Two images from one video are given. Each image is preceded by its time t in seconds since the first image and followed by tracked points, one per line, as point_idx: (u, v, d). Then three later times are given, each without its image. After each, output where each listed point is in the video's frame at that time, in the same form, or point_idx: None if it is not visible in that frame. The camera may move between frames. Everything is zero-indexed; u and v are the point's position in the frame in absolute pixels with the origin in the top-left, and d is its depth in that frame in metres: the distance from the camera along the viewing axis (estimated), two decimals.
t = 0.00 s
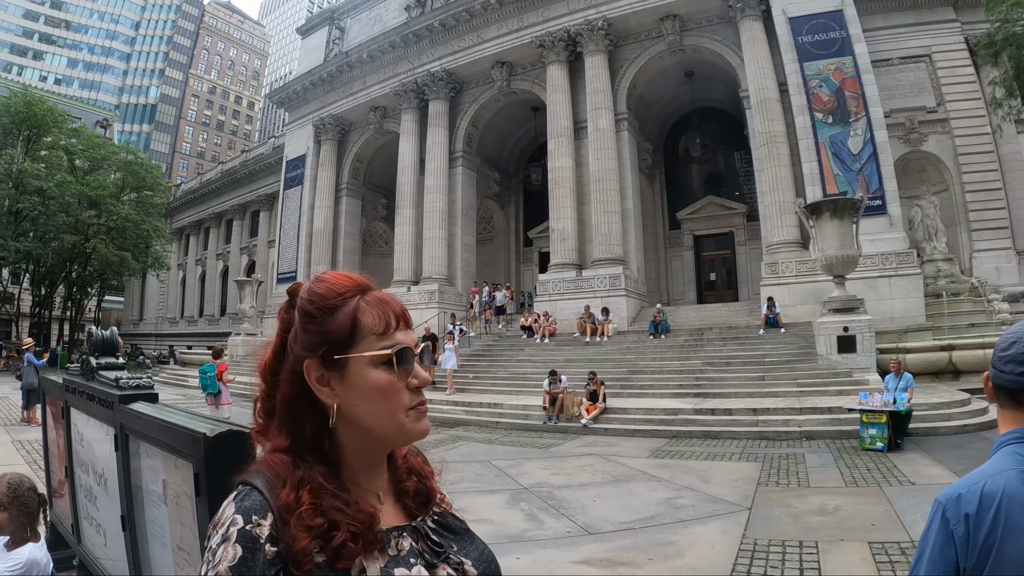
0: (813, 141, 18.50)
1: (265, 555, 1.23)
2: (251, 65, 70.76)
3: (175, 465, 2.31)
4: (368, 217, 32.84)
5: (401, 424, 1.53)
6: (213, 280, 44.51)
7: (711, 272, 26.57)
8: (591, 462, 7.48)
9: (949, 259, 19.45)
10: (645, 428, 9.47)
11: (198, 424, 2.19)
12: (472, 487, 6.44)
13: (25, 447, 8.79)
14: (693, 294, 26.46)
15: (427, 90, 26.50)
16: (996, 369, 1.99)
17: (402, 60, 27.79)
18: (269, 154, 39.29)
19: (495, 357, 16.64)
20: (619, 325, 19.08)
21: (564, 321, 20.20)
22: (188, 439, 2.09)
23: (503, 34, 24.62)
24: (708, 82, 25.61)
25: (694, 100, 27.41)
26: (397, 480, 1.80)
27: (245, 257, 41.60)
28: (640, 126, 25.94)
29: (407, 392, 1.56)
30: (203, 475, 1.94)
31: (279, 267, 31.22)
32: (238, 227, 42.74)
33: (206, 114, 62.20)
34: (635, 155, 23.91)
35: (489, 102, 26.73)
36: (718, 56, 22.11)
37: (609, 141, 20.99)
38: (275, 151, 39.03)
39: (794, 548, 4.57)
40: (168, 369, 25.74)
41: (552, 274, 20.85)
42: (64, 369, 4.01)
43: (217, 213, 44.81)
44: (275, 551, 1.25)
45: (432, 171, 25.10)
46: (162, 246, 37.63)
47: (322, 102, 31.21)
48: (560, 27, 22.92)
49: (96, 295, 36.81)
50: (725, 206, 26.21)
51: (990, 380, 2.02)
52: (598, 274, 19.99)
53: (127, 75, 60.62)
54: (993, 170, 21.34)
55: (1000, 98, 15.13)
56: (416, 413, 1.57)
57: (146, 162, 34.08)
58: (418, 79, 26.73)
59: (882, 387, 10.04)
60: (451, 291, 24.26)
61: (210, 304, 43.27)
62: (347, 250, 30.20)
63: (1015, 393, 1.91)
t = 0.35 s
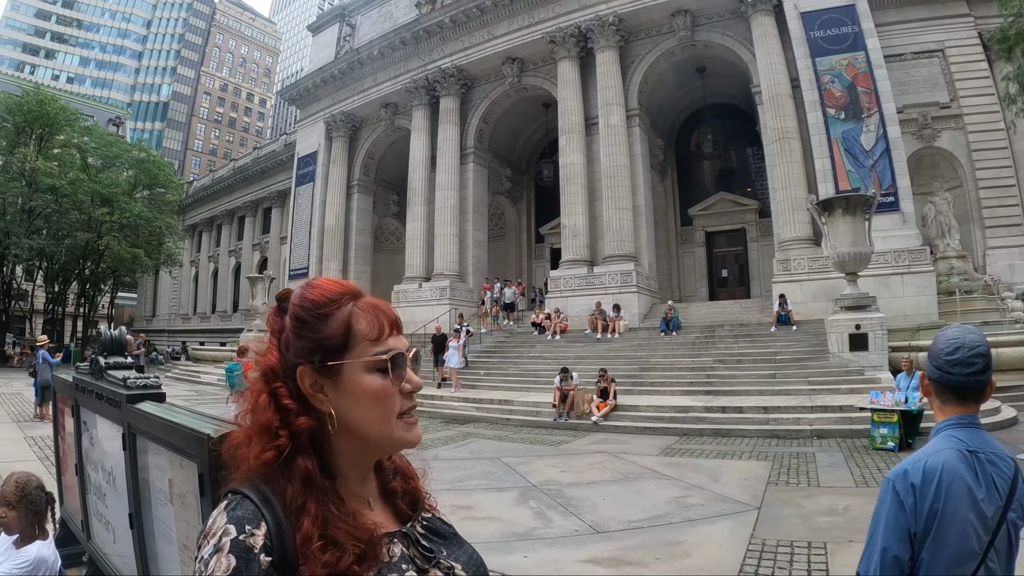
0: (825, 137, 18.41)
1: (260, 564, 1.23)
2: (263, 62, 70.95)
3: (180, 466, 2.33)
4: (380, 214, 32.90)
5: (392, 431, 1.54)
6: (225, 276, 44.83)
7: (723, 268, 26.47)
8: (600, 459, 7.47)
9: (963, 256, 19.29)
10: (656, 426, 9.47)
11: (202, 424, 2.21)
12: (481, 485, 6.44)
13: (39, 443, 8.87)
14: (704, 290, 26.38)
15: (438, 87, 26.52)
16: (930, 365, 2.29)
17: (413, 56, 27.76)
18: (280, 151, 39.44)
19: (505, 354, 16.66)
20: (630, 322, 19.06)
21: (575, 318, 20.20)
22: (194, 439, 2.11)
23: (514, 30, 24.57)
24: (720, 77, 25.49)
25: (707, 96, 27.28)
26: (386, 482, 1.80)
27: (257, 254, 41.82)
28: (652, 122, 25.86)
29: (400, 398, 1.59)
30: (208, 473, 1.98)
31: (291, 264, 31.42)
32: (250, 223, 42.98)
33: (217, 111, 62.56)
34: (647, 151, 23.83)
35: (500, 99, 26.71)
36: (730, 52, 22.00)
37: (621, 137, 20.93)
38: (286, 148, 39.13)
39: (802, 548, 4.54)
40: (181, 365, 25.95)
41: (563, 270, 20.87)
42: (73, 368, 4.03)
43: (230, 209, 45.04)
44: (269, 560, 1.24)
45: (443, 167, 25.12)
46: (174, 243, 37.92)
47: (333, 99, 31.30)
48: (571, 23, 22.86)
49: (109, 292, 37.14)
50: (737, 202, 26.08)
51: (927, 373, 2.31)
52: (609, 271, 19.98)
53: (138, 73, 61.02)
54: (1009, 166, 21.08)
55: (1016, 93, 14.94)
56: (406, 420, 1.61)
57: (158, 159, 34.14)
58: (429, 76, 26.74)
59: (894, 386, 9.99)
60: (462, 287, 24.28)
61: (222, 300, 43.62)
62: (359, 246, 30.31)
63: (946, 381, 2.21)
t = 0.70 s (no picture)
0: (836, 133, 18.32)
1: (277, 571, 1.23)
2: (272, 58, 70.93)
3: (187, 466, 2.35)
4: (390, 209, 32.94)
5: (344, 444, 1.47)
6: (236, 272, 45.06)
7: (734, 265, 26.39)
8: (610, 457, 7.47)
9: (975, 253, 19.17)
10: (666, 423, 9.45)
11: (209, 425, 2.24)
12: (490, 482, 6.45)
13: (49, 440, 8.93)
14: (715, 287, 26.31)
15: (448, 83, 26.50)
16: (854, 371, 2.45)
17: (423, 52, 27.73)
18: (290, 148, 39.55)
19: (515, 350, 16.66)
20: (640, 319, 19.04)
21: (585, 314, 20.20)
22: (199, 441, 2.13)
23: (523, 25, 24.49)
24: (731, 72, 25.36)
25: (718, 91, 27.13)
26: (401, 491, 1.74)
27: (268, 250, 41.99)
28: (663, 118, 25.76)
29: (349, 411, 1.49)
30: (215, 476, 2.00)
31: (301, 260, 31.55)
32: (260, 220, 43.17)
33: (227, 108, 62.79)
34: (657, 146, 23.76)
35: (510, 94, 26.67)
36: (741, 47, 21.87)
37: (631, 133, 20.86)
38: (296, 144, 39.23)
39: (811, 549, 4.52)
40: (193, 360, 26.13)
41: (573, 266, 20.85)
42: (82, 367, 4.06)
43: (241, 206, 45.24)
44: (286, 566, 1.25)
45: (453, 163, 25.14)
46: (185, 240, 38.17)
47: (343, 96, 31.35)
48: (581, 18, 22.72)
49: (121, 288, 37.43)
50: (748, 198, 25.99)
51: (850, 380, 2.48)
52: (620, 267, 19.95)
53: (149, 71, 61.31)
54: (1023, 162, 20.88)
55: None
56: (362, 433, 1.48)
57: (168, 156, 34.34)
58: (439, 72, 26.71)
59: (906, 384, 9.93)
60: (472, 283, 24.30)
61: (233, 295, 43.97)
62: (369, 242, 30.41)
63: (868, 387, 2.37)
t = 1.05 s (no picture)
0: (847, 129, 18.23)
1: None
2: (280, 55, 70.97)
3: (193, 465, 2.36)
4: (399, 206, 33.01)
5: (347, 450, 1.46)
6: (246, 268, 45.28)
7: (744, 261, 26.30)
8: (619, 454, 7.46)
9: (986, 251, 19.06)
10: (676, 420, 9.43)
11: (214, 424, 2.24)
12: (499, 479, 6.46)
13: (60, 436, 9.01)
14: (725, 284, 26.25)
15: (457, 79, 26.48)
16: (802, 367, 2.77)
17: (432, 48, 27.70)
18: (300, 144, 39.64)
19: (525, 347, 16.66)
20: (650, 315, 19.02)
21: (595, 311, 20.20)
22: (205, 440, 2.14)
23: (532, 21, 24.42)
24: (741, 68, 25.24)
25: (728, 86, 27.00)
26: (410, 495, 1.73)
27: (278, 246, 42.13)
28: (673, 113, 25.66)
29: (354, 416, 1.48)
30: (220, 477, 2.00)
31: (310, 256, 31.69)
32: (270, 216, 43.35)
33: (236, 105, 63.01)
34: (667, 142, 23.68)
35: (519, 90, 26.66)
36: (750, 42, 21.75)
37: (640, 129, 20.78)
38: (305, 140, 39.33)
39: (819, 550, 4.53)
40: (203, 357, 26.32)
41: (583, 263, 20.85)
42: (89, 364, 4.08)
43: (250, 202, 45.40)
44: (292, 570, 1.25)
45: (463, 159, 25.13)
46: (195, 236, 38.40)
47: (352, 92, 31.39)
48: (590, 13, 22.59)
49: (131, 285, 37.71)
50: (758, 194, 25.89)
51: (799, 375, 2.81)
52: (630, 263, 19.90)
53: (158, 68, 61.58)
54: None
55: None
56: (365, 439, 1.47)
57: (178, 153, 34.54)
58: (448, 68, 26.69)
59: (916, 382, 9.88)
60: (482, 279, 24.33)
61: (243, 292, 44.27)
62: (378, 238, 30.48)
63: (816, 379, 2.70)
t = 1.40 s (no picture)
0: (856, 126, 18.22)
1: None
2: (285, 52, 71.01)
3: (207, 464, 2.36)
4: (407, 202, 33.06)
5: (365, 455, 1.44)
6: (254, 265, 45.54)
7: (753, 258, 26.25)
8: (627, 452, 7.46)
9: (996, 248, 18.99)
10: (685, 417, 9.42)
11: (229, 423, 2.23)
12: (508, 476, 6.47)
13: (71, 432, 9.07)
14: (733, 280, 26.23)
15: (465, 75, 26.49)
16: (778, 368, 3.06)
17: (440, 45, 27.68)
18: (308, 141, 39.75)
19: (532, 344, 16.66)
20: (658, 312, 19.04)
21: (603, 307, 20.21)
22: (219, 438, 2.13)
23: (540, 17, 24.35)
24: (750, 64, 25.15)
25: (737, 82, 26.91)
26: (429, 498, 1.70)
27: (285, 243, 42.30)
28: (681, 109, 25.62)
29: (372, 420, 1.46)
30: (236, 477, 2.00)
31: (318, 253, 31.82)
32: (278, 213, 43.53)
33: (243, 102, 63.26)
34: (675, 138, 23.65)
35: (527, 87, 26.65)
36: (758, 38, 21.69)
37: (647, 125, 20.73)
38: (312, 137, 39.38)
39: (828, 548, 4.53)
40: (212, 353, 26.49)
41: (591, 260, 20.85)
42: (101, 362, 4.10)
43: (258, 199, 45.58)
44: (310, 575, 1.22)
45: (471, 155, 25.15)
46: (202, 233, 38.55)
47: (359, 89, 31.41)
48: (598, 9, 22.50)
49: (139, 282, 37.92)
50: (767, 191, 25.79)
51: (774, 375, 3.09)
52: (638, 260, 19.87)
53: (164, 66, 61.76)
54: None
55: None
56: (384, 443, 1.45)
57: (185, 151, 34.65)
58: (456, 65, 26.69)
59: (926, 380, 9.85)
60: (490, 276, 24.34)
61: (251, 288, 44.48)
62: (386, 235, 30.51)
63: (788, 379, 2.98)
